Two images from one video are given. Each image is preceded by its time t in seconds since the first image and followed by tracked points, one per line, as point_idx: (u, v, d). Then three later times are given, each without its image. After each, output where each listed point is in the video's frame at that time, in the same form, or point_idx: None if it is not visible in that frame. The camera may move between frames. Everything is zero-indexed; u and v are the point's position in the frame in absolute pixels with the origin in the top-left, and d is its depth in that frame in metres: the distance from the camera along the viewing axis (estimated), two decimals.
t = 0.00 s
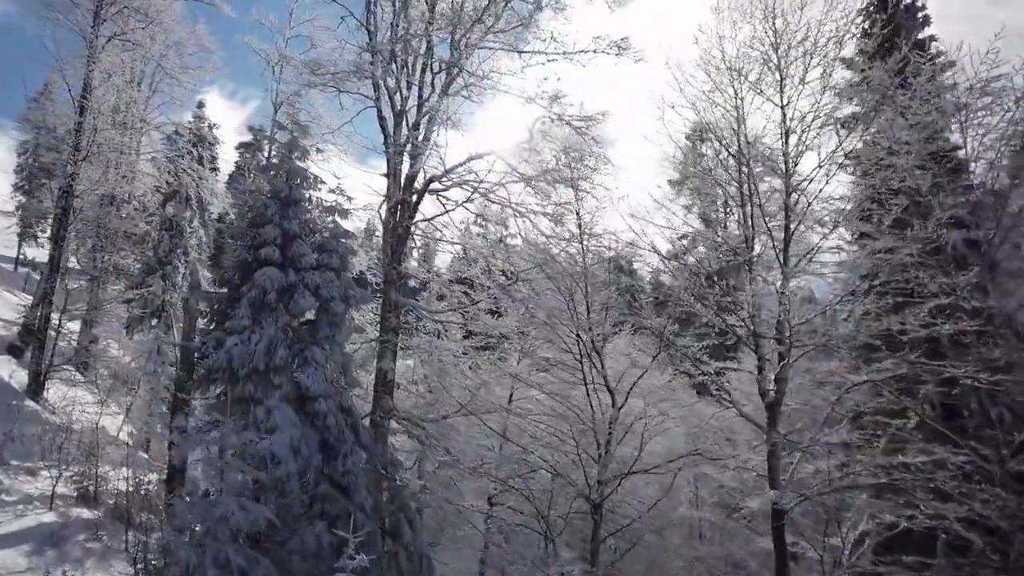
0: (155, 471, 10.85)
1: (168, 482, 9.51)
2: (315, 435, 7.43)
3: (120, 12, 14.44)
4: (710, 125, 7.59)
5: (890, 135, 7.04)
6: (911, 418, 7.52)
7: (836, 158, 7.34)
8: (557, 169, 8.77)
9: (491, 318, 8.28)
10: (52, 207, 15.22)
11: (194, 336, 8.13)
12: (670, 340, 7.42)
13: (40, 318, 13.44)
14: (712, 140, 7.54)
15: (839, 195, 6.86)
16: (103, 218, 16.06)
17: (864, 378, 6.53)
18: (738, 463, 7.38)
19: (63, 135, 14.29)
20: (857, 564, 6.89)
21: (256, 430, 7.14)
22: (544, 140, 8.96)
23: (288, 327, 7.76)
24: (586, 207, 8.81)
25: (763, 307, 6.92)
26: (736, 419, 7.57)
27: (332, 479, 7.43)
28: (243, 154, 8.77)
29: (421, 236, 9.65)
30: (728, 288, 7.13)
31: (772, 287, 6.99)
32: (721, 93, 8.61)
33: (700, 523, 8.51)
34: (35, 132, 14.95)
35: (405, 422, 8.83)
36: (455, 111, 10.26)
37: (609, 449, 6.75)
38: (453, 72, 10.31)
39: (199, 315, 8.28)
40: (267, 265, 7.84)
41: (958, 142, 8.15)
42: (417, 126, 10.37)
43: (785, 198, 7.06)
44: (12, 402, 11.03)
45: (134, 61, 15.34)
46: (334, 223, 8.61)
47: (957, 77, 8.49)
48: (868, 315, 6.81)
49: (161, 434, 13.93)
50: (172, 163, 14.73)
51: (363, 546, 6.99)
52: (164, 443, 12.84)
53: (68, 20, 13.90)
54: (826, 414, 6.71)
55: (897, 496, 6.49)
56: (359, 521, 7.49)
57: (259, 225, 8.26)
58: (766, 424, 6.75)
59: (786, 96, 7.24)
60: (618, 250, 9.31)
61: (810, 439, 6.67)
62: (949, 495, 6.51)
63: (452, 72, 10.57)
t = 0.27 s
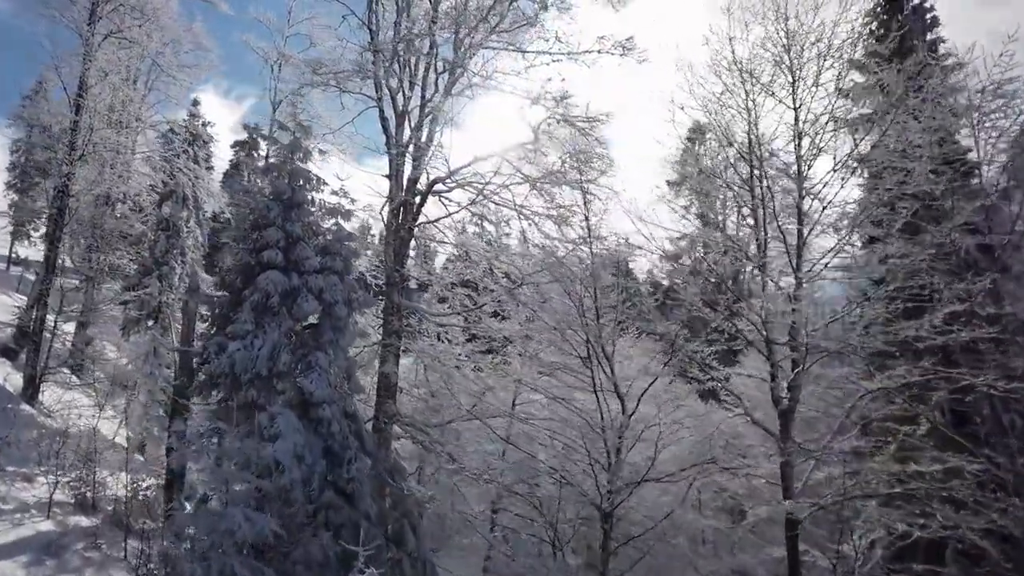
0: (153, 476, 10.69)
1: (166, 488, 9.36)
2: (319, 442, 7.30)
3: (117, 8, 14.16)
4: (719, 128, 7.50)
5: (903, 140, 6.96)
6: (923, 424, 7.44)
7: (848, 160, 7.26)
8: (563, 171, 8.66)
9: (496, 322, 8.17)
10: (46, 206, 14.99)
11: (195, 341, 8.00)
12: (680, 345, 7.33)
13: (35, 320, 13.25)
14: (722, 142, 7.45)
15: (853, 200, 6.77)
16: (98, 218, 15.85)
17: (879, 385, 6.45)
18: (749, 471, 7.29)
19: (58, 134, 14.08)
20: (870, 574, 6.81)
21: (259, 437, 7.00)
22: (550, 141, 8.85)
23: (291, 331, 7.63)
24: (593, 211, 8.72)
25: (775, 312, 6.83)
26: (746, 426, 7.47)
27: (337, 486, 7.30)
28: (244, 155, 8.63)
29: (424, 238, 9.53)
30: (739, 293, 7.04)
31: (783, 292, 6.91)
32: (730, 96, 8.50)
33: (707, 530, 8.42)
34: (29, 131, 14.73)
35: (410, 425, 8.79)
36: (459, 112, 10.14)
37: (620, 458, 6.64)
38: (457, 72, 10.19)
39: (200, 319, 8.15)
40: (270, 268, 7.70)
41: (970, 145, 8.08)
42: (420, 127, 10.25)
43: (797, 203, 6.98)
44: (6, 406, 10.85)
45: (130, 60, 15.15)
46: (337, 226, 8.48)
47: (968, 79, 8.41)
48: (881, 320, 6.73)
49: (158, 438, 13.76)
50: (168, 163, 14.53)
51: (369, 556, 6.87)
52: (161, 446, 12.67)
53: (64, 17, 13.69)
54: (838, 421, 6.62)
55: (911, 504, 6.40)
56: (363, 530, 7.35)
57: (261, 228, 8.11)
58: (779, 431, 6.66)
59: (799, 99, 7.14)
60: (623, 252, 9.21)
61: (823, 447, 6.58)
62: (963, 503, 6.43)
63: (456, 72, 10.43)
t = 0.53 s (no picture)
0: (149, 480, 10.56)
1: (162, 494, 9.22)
2: (320, 448, 7.19)
3: (110, 6, 13.99)
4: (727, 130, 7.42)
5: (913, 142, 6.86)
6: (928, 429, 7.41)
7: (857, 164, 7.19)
8: (568, 173, 8.57)
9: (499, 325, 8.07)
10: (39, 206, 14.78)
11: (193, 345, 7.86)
12: (687, 351, 7.25)
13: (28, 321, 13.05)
14: (730, 145, 7.37)
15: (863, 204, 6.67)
16: (91, 217, 15.64)
17: (889, 393, 6.38)
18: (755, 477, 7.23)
19: (52, 133, 13.85)
20: None
21: (260, 443, 6.89)
22: (554, 142, 8.74)
23: (292, 335, 7.50)
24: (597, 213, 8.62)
25: (784, 318, 6.75)
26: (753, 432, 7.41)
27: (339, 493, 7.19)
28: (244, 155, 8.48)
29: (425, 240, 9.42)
30: (747, 297, 6.96)
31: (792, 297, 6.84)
32: (736, 98, 8.43)
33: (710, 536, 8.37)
34: (22, 130, 14.50)
35: (411, 430, 8.69)
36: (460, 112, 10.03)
37: (627, 465, 6.56)
38: (458, 72, 10.08)
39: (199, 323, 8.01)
40: (270, 271, 7.58)
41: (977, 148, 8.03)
42: (420, 127, 10.13)
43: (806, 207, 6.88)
44: None
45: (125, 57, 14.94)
46: (338, 228, 8.36)
47: (974, 82, 8.38)
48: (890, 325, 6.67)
49: (153, 441, 13.61)
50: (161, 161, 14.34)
51: (374, 565, 6.78)
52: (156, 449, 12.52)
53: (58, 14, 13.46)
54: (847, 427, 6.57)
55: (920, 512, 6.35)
56: (366, 537, 7.25)
57: (262, 230, 7.98)
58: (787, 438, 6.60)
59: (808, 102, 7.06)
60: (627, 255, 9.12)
61: (832, 454, 6.52)
62: (971, 510, 6.40)
63: (457, 72, 10.30)
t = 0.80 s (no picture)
0: (144, 487, 10.42)
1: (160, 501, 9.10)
2: (323, 456, 7.05)
3: (105, 4, 13.71)
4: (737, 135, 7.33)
5: (926, 148, 6.77)
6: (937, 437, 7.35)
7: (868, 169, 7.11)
8: (574, 177, 8.46)
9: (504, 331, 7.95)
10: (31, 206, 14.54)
11: (193, 351, 7.72)
12: (696, 358, 7.15)
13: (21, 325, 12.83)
14: (740, 149, 7.28)
15: (876, 211, 6.57)
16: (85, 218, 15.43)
17: (902, 401, 6.30)
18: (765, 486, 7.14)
19: (46, 132, 13.58)
20: None
21: (262, 452, 6.75)
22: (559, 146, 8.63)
23: (295, 341, 7.36)
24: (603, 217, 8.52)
25: (796, 325, 6.67)
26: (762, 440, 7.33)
27: (342, 502, 7.06)
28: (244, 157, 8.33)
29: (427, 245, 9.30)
30: (758, 304, 6.87)
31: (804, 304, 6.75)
32: (744, 102, 8.35)
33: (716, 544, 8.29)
34: (14, 129, 14.24)
35: (413, 437, 8.52)
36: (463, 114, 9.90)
37: (636, 475, 6.46)
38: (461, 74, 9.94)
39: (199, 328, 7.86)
40: (272, 276, 7.43)
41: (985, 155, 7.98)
42: (423, 129, 10.00)
43: (818, 213, 6.78)
44: None
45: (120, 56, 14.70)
46: (340, 232, 8.22)
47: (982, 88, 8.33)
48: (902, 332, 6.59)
49: (148, 445, 13.44)
50: (157, 162, 14.13)
51: None
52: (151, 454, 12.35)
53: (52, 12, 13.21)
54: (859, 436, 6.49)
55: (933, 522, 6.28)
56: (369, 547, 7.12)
57: (263, 233, 7.84)
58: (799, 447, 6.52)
59: (820, 107, 6.96)
60: (632, 259, 9.00)
61: (844, 463, 6.45)
62: (983, 520, 6.33)
63: (459, 73, 10.17)
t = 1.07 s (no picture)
0: (140, 494, 10.27)
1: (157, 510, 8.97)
2: (326, 465, 6.92)
3: (99, 3, 13.47)
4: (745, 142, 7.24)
5: (938, 154, 6.68)
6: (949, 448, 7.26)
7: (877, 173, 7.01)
8: (579, 181, 8.34)
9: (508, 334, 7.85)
10: (24, 208, 14.30)
11: (193, 357, 7.58)
12: (706, 367, 7.05)
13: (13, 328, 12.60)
14: (749, 154, 7.18)
15: (889, 218, 6.47)
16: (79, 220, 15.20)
17: (915, 411, 6.22)
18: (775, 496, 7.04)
19: (40, 132, 13.26)
20: None
21: (265, 461, 6.61)
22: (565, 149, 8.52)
23: (297, 348, 7.21)
24: (609, 223, 8.41)
25: (807, 334, 6.58)
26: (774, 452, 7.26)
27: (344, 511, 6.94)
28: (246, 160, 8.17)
29: (428, 248, 9.20)
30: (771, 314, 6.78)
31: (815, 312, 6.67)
32: (750, 107, 8.27)
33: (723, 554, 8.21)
34: (7, 129, 13.96)
35: (415, 445, 8.43)
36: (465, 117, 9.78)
37: (646, 486, 6.38)
38: (464, 76, 9.82)
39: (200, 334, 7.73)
40: (275, 281, 7.30)
41: (993, 162, 7.94)
42: (425, 132, 9.87)
43: (830, 220, 6.68)
44: None
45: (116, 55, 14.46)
46: (343, 236, 8.09)
47: (988, 94, 8.28)
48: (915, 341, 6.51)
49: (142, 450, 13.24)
50: (152, 163, 13.91)
51: None
52: (146, 460, 12.14)
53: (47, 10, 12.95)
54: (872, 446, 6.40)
55: (946, 533, 6.19)
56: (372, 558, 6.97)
57: (265, 237, 7.69)
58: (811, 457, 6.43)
59: (831, 112, 6.86)
60: (638, 265, 8.89)
61: (856, 473, 6.37)
62: (996, 530, 6.26)
63: (462, 75, 10.03)
